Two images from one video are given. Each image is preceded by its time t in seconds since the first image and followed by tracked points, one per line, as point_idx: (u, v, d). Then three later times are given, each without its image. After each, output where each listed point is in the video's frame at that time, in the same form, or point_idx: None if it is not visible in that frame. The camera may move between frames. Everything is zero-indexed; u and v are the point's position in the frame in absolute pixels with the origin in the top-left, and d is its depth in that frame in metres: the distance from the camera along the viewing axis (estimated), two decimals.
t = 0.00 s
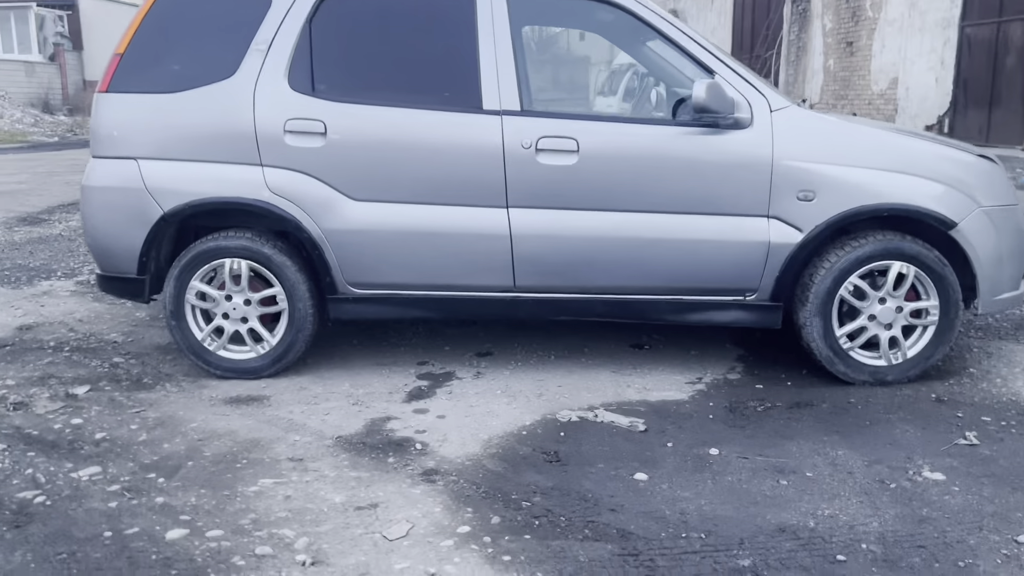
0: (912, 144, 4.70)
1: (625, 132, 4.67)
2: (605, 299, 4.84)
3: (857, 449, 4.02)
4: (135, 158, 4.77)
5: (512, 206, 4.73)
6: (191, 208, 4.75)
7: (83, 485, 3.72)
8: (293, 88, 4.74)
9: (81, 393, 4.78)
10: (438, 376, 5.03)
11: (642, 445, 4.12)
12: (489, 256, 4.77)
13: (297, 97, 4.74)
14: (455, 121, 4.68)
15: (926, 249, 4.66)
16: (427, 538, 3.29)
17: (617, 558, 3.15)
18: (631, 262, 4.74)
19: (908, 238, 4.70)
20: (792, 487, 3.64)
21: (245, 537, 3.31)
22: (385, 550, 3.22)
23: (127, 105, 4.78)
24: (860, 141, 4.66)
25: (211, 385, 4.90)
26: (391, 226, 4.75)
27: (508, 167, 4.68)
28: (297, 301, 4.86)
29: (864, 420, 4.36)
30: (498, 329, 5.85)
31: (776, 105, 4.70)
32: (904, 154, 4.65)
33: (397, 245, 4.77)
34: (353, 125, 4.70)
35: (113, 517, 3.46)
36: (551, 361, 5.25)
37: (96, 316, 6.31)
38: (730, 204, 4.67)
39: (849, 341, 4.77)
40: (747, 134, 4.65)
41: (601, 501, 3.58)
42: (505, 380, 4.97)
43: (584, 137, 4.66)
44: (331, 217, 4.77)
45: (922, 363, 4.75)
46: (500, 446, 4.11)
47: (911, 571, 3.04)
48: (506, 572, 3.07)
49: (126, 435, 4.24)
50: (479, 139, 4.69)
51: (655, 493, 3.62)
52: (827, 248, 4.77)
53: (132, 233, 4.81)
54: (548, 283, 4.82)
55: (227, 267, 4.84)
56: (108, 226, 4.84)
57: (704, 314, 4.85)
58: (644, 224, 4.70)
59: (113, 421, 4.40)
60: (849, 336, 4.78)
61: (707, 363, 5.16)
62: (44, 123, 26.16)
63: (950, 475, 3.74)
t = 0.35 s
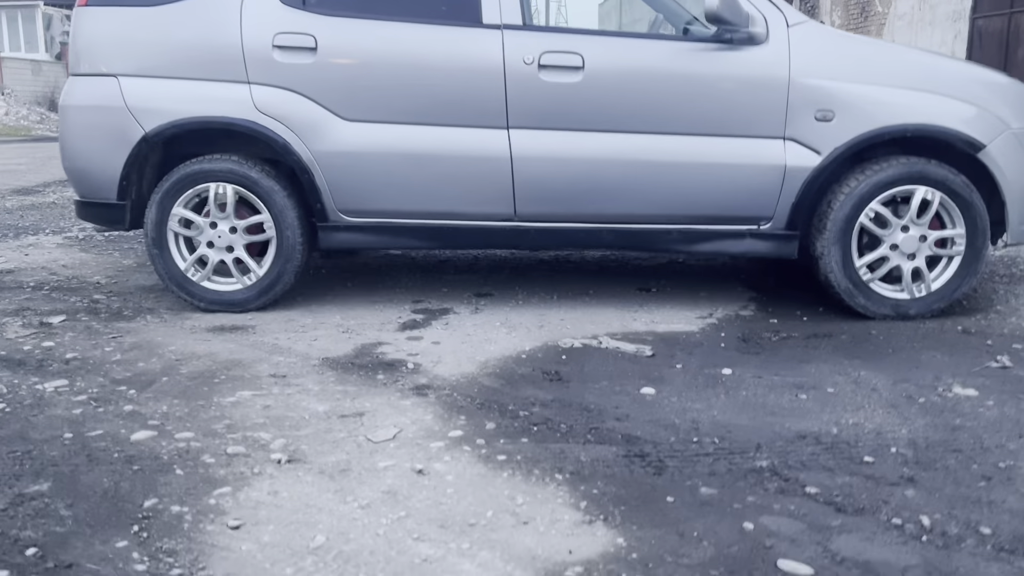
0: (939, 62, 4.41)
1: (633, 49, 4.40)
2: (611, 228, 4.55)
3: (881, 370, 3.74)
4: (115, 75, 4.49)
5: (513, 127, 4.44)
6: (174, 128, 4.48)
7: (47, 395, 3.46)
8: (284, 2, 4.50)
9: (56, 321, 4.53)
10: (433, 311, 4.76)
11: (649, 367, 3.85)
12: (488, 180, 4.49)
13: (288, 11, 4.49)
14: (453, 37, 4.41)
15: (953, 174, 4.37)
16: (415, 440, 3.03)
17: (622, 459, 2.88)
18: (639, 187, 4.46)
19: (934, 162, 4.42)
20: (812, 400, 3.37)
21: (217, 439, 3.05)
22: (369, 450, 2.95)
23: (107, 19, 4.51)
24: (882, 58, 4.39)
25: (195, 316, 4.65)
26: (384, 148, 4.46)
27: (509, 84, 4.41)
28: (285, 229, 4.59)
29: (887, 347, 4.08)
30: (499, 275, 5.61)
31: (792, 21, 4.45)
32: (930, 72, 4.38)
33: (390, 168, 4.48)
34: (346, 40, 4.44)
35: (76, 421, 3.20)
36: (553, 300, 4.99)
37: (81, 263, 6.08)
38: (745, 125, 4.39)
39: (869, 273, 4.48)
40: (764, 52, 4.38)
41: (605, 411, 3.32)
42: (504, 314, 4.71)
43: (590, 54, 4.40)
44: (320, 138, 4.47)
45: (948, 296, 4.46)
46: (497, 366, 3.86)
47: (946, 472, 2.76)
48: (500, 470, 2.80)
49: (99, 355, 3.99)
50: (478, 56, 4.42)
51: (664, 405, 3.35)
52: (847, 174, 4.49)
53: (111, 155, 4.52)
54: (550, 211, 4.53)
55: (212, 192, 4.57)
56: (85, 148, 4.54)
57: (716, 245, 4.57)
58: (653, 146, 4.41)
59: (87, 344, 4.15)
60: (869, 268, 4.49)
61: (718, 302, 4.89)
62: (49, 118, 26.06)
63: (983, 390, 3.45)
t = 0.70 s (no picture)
0: None
1: None
2: (621, 156, 4.37)
3: (905, 287, 3.56)
4: None
5: (519, 49, 4.27)
6: (169, 48, 4.32)
7: (30, 300, 3.29)
8: None
9: (45, 249, 4.36)
10: (436, 244, 4.59)
11: (662, 285, 3.67)
12: (494, 104, 4.32)
13: None
14: None
15: (978, 97, 4.23)
16: (415, 335, 2.86)
17: (636, 350, 2.71)
18: (650, 113, 4.29)
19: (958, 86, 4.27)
20: (834, 308, 3.19)
21: (205, 333, 2.88)
22: (366, 342, 2.78)
23: None
24: None
25: (188, 246, 4.48)
26: (386, 70, 4.29)
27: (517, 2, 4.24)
28: (283, 156, 4.42)
29: (910, 272, 3.90)
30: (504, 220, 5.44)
31: None
32: None
33: (393, 92, 4.32)
34: None
35: (58, 319, 3.03)
36: (560, 237, 4.82)
37: (74, 209, 5.92)
38: (761, 47, 4.23)
39: (890, 203, 4.32)
40: None
41: (616, 317, 3.15)
42: (510, 247, 4.54)
43: None
44: (320, 60, 4.30)
45: (971, 227, 4.31)
46: (502, 284, 3.69)
47: (982, 361, 2.58)
48: (505, 358, 2.63)
49: (87, 273, 3.82)
50: None
51: (678, 311, 3.18)
52: (867, 100, 4.33)
53: (103, 78, 4.36)
54: (558, 138, 4.35)
55: (207, 116, 4.39)
56: (76, 71, 4.38)
57: (731, 175, 4.39)
58: (666, 69, 4.25)
59: (75, 264, 3.98)
60: (889, 198, 4.33)
61: (731, 239, 4.71)
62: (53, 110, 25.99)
63: (1014, 301, 3.28)
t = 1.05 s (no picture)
0: None
1: None
2: (623, 131, 4.32)
3: (912, 257, 3.51)
4: None
5: (520, 21, 4.22)
6: (167, 18, 4.28)
7: (22, 263, 3.24)
8: None
9: (39, 220, 4.30)
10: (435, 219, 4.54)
11: (664, 255, 3.62)
12: (495, 77, 4.27)
13: None
14: None
15: (984, 72, 4.19)
16: (414, 295, 2.81)
17: (639, 309, 2.66)
18: (652, 86, 4.25)
19: (964, 60, 4.24)
20: (841, 273, 3.15)
21: (200, 291, 2.82)
22: (364, 300, 2.73)
23: None
24: None
25: (184, 220, 4.42)
26: (387, 41, 4.24)
27: None
28: (280, 128, 4.36)
29: (916, 245, 3.85)
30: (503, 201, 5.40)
31: None
32: None
33: (393, 63, 4.27)
34: None
35: (50, 279, 2.98)
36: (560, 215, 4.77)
37: (70, 188, 5.87)
38: (765, 20, 4.19)
39: (894, 179, 4.28)
40: None
41: (619, 281, 3.10)
42: (510, 223, 4.49)
43: None
44: (320, 30, 4.25)
45: (976, 203, 4.27)
46: (502, 254, 3.63)
47: (993, 319, 2.53)
48: (506, 314, 2.58)
49: (81, 241, 3.76)
50: None
51: (682, 277, 3.13)
52: (872, 75, 4.29)
53: (98, 49, 4.31)
54: (560, 112, 4.31)
55: (204, 87, 4.32)
56: (71, 42, 4.33)
57: (734, 150, 4.34)
58: (669, 41, 4.20)
59: (69, 234, 3.92)
60: (894, 173, 4.29)
61: (734, 217, 4.66)
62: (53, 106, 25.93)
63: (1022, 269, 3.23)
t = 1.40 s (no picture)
0: None
1: None
2: (617, 128, 4.32)
3: (905, 254, 3.51)
4: None
5: (515, 17, 4.21)
6: (160, 13, 4.26)
7: (13, 257, 3.22)
8: None
9: (30, 215, 4.28)
10: (429, 216, 4.53)
11: (658, 251, 3.62)
12: (489, 73, 4.27)
13: None
14: None
15: (977, 70, 4.20)
16: (407, 289, 2.80)
17: (633, 302, 2.65)
18: (646, 85, 4.25)
19: (957, 59, 4.25)
20: (834, 269, 3.15)
21: (192, 284, 2.81)
22: (357, 293, 2.72)
23: None
24: None
25: (176, 216, 4.41)
26: (381, 37, 4.24)
27: None
28: (274, 124, 4.35)
29: (909, 242, 3.86)
30: (497, 199, 5.39)
31: None
32: None
33: (386, 60, 4.26)
34: None
35: (41, 272, 2.96)
36: (554, 212, 4.76)
37: (61, 185, 5.84)
38: (759, 18, 4.19)
39: (887, 177, 4.29)
40: None
41: (613, 275, 3.09)
42: (504, 220, 4.48)
43: None
44: (314, 26, 4.25)
45: (969, 202, 4.29)
46: (496, 249, 3.63)
47: (986, 313, 2.53)
48: (499, 307, 2.57)
49: (72, 235, 3.74)
50: None
51: (675, 272, 3.13)
52: (865, 73, 4.30)
53: (91, 44, 4.29)
54: (554, 109, 4.31)
55: (197, 82, 4.30)
56: (64, 37, 4.31)
57: (728, 148, 4.35)
58: (663, 38, 4.20)
59: (60, 228, 3.90)
60: (887, 171, 4.30)
61: (727, 215, 4.66)
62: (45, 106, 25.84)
63: (1014, 266, 3.24)
